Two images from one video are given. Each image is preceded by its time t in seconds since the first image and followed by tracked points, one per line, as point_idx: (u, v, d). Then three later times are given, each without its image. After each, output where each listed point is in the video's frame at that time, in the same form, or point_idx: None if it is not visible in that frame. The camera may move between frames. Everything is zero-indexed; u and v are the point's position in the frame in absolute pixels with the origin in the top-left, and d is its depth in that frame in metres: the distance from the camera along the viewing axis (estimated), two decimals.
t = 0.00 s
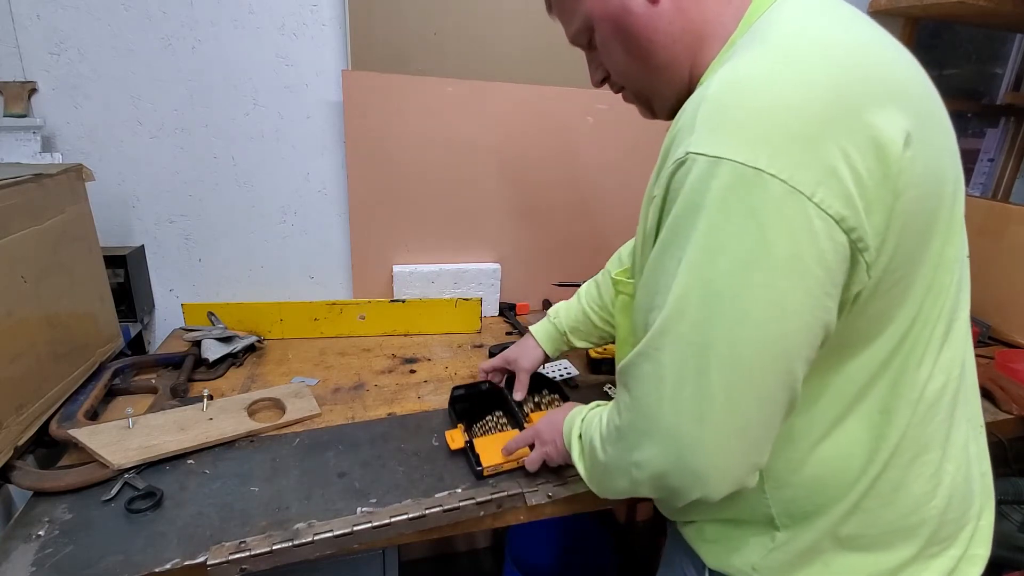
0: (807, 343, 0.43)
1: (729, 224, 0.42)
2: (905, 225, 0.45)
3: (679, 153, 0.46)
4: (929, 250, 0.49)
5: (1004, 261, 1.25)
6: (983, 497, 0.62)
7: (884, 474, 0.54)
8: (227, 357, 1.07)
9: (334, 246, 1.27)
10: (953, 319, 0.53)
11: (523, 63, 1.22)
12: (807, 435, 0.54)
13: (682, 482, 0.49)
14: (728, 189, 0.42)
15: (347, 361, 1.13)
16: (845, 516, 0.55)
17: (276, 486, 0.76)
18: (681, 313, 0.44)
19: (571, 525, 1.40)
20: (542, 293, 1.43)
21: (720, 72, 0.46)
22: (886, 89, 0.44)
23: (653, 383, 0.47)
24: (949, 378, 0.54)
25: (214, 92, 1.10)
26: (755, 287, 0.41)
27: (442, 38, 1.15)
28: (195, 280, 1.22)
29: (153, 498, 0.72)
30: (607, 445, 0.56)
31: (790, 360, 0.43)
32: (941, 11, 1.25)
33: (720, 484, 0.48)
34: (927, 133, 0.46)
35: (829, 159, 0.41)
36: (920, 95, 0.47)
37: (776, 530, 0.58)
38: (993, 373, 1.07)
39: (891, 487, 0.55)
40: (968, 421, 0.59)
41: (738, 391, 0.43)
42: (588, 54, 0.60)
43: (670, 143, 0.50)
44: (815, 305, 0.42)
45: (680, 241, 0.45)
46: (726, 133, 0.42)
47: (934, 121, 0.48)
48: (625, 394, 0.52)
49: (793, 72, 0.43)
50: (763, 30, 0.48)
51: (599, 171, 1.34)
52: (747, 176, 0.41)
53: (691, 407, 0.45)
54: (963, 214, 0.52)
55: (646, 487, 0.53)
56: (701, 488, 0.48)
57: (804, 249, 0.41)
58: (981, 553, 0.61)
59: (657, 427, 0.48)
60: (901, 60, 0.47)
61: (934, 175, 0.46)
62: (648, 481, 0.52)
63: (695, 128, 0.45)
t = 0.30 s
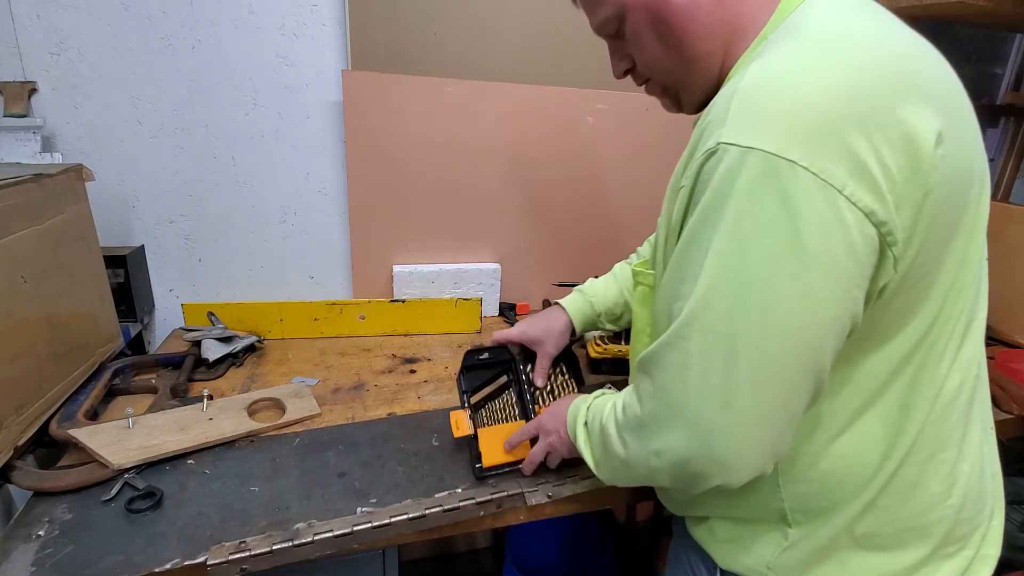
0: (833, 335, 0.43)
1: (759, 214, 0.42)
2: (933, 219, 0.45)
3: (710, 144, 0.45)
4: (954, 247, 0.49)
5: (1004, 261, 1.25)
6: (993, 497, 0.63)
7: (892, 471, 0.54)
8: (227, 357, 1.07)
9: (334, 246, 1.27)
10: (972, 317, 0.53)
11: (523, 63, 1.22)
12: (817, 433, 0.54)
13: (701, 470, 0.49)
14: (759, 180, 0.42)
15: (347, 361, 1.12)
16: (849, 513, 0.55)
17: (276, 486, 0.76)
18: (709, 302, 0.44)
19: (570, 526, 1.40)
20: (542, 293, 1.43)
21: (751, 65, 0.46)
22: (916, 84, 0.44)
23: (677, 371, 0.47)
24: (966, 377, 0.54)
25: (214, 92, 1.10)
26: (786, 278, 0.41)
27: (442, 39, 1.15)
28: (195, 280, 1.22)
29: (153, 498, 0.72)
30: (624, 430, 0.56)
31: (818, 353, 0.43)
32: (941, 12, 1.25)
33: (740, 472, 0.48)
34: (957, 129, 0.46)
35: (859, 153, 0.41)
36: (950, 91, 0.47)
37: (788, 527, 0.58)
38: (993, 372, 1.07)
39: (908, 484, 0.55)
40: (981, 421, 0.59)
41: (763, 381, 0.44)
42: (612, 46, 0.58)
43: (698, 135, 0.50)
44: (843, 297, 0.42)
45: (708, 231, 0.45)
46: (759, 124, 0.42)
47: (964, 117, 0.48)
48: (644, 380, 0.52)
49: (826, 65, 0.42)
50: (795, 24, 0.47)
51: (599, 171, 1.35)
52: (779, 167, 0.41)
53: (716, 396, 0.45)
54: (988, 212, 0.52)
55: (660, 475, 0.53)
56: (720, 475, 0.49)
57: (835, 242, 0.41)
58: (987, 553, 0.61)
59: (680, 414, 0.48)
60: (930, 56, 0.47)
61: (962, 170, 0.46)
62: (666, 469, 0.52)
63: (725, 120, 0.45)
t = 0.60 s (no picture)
0: (882, 329, 0.43)
1: (810, 204, 0.41)
2: (978, 214, 0.45)
3: (758, 133, 0.45)
4: (993, 245, 0.49)
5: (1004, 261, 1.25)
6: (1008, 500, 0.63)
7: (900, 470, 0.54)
8: (227, 357, 1.07)
9: (334, 246, 1.27)
10: (1002, 317, 0.53)
11: (523, 63, 1.22)
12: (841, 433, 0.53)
13: (742, 468, 0.48)
14: (813, 169, 0.41)
15: (347, 361, 1.13)
16: (856, 513, 0.55)
17: (276, 486, 0.76)
18: (757, 294, 0.43)
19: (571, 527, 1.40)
20: (542, 293, 1.43)
21: (796, 57, 0.46)
22: (963, 79, 0.44)
23: (720, 364, 0.46)
24: (989, 376, 0.54)
25: (214, 92, 1.10)
26: (841, 268, 0.40)
27: (442, 39, 1.15)
28: (195, 280, 1.22)
29: (153, 498, 0.72)
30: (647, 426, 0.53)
31: (866, 347, 0.43)
32: (941, 11, 1.25)
33: (781, 467, 0.47)
34: (1002, 126, 0.46)
35: (915, 143, 0.41)
36: (992, 88, 0.47)
37: (803, 526, 0.57)
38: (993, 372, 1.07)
39: (932, 483, 0.55)
40: (1000, 425, 0.60)
41: (812, 375, 0.43)
42: (644, 32, 0.57)
43: (741, 127, 0.49)
44: (895, 289, 0.42)
45: (753, 222, 0.44)
46: (811, 112, 0.42)
47: (1005, 114, 0.48)
48: (677, 375, 0.49)
49: (878, 56, 0.42)
50: (836, 19, 0.47)
51: (600, 170, 1.34)
52: (833, 156, 0.40)
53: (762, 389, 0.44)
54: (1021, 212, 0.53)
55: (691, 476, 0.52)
56: (760, 471, 0.48)
57: (889, 232, 0.40)
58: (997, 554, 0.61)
59: (722, 409, 0.46)
60: (972, 53, 0.47)
61: (1005, 167, 0.46)
62: (703, 466, 0.50)
63: (774, 109, 0.44)
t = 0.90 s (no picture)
0: (921, 327, 0.42)
1: (849, 200, 0.41)
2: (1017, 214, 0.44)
3: (793, 129, 0.45)
4: None
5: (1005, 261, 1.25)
6: None
7: (910, 470, 0.53)
8: (227, 357, 1.07)
9: (334, 246, 1.27)
10: None
11: (523, 63, 1.22)
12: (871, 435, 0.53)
13: (773, 467, 0.48)
14: (852, 165, 0.41)
15: (347, 361, 1.13)
16: (876, 516, 0.54)
17: (276, 486, 0.76)
18: (792, 292, 0.43)
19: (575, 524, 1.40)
20: (542, 293, 1.43)
21: (830, 56, 0.46)
22: (998, 80, 0.44)
23: (753, 362, 0.45)
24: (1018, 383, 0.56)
25: (214, 92, 1.10)
26: (882, 266, 0.40)
27: (442, 38, 1.15)
28: (196, 280, 1.22)
29: (153, 498, 0.72)
30: (666, 427, 0.52)
31: (905, 345, 0.43)
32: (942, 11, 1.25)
33: (814, 463, 0.47)
34: None
35: (954, 141, 0.40)
36: None
37: (831, 529, 0.56)
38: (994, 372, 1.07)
39: (966, 486, 0.55)
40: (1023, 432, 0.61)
41: (849, 373, 0.42)
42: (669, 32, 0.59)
43: (775, 125, 0.49)
44: (936, 287, 0.41)
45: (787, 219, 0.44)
46: (849, 109, 0.42)
47: None
48: (704, 373, 0.48)
49: (915, 56, 0.42)
50: (867, 20, 0.48)
51: (600, 170, 1.34)
52: (873, 153, 0.40)
53: (798, 387, 0.44)
54: None
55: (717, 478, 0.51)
56: (791, 469, 0.48)
57: (929, 229, 0.40)
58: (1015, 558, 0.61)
59: (754, 408, 0.46)
60: (1006, 55, 0.47)
61: None
62: (731, 466, 0.49)
63: (810, 106, 0.44)
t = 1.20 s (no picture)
0: (946, 327, 0.42)
1: (873, 198, 0.41)
2: None
3: (815, 129, 0.45)
4: None
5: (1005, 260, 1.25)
6: None
7: (916, 470, 0.53)
8: (227, 357, 1.07)
9: (334, 246, 1.27)
10: None
11: (523, 63, 1.22)
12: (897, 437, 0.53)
13: (795, 468, 0.47)
14: (876, 163, 0.41)
15: (347, 361, 1.13)
16: (904, 521, 0.54)
17: (276, 486, 0.76)
18: (815, 291, 0.42)
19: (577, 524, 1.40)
20: (542, 293, 1.43)
21: (850, 58, 0.46)
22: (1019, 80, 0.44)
23: (775, 362, 0.45)
24: None
25: (214, 92, 1.10)
26: (907, 266, 0.40)
27: (442, 38, 1.15)
28: (196, 280, 1.22)
29: (153, 498, 0.72)
30: (684, 430, 0.52)
31: (928, 346, 0.42)
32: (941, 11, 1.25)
33: (837, 464, 0.47)
34: None
35: (978, 139, 0.41)
36: None
37: (857, 535, 0.56)
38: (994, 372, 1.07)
39: (991, 489, 0.55)
40: None
41: (874, 372, 0.42)
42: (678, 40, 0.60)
43: (795, 126, 0.49)
44: (960, 285, 0.41)
45: (810, 217, 0.44)
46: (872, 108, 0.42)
47: None
48: (724, 375, 0.48)
49: (935, 57, 0.43)
50: (886, 21, 0.48)
51: (601, 170, 1.34)
52: (897, 151, 0.40)
53: (820, 388, 0.44)
54: None
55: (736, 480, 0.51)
56: (813, 470, 0.47)
57: (954, 227, 0.40)
58: None
59: (776, 408, 0.45)
60: None
61: None
62: (751, 469, 0.49)
63: (832, 106, 0.44)
